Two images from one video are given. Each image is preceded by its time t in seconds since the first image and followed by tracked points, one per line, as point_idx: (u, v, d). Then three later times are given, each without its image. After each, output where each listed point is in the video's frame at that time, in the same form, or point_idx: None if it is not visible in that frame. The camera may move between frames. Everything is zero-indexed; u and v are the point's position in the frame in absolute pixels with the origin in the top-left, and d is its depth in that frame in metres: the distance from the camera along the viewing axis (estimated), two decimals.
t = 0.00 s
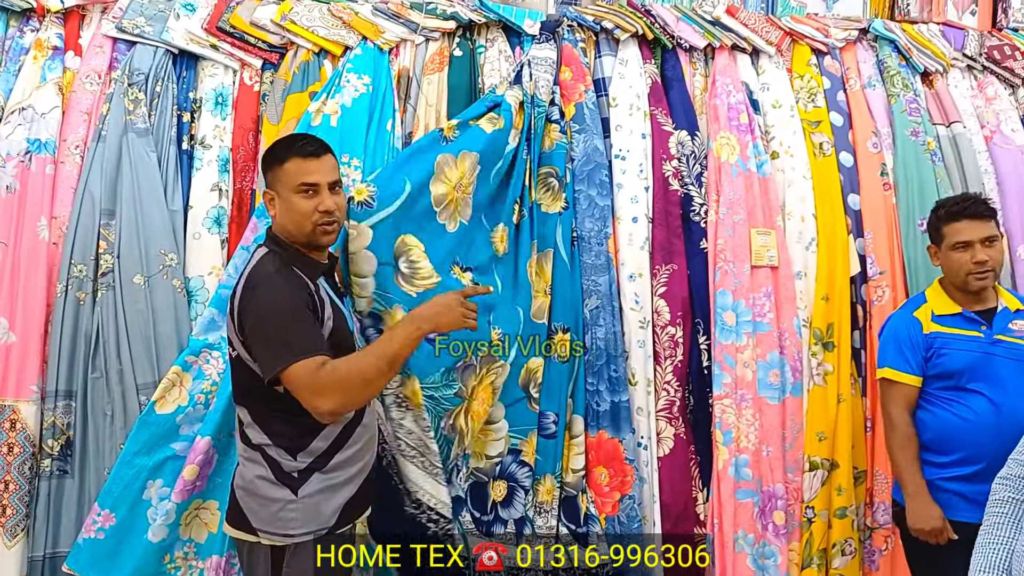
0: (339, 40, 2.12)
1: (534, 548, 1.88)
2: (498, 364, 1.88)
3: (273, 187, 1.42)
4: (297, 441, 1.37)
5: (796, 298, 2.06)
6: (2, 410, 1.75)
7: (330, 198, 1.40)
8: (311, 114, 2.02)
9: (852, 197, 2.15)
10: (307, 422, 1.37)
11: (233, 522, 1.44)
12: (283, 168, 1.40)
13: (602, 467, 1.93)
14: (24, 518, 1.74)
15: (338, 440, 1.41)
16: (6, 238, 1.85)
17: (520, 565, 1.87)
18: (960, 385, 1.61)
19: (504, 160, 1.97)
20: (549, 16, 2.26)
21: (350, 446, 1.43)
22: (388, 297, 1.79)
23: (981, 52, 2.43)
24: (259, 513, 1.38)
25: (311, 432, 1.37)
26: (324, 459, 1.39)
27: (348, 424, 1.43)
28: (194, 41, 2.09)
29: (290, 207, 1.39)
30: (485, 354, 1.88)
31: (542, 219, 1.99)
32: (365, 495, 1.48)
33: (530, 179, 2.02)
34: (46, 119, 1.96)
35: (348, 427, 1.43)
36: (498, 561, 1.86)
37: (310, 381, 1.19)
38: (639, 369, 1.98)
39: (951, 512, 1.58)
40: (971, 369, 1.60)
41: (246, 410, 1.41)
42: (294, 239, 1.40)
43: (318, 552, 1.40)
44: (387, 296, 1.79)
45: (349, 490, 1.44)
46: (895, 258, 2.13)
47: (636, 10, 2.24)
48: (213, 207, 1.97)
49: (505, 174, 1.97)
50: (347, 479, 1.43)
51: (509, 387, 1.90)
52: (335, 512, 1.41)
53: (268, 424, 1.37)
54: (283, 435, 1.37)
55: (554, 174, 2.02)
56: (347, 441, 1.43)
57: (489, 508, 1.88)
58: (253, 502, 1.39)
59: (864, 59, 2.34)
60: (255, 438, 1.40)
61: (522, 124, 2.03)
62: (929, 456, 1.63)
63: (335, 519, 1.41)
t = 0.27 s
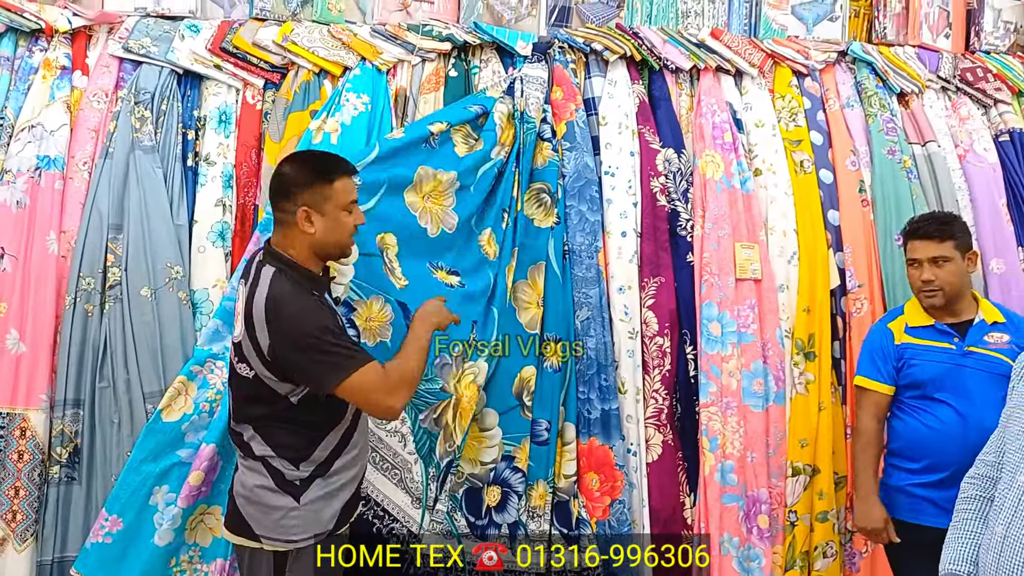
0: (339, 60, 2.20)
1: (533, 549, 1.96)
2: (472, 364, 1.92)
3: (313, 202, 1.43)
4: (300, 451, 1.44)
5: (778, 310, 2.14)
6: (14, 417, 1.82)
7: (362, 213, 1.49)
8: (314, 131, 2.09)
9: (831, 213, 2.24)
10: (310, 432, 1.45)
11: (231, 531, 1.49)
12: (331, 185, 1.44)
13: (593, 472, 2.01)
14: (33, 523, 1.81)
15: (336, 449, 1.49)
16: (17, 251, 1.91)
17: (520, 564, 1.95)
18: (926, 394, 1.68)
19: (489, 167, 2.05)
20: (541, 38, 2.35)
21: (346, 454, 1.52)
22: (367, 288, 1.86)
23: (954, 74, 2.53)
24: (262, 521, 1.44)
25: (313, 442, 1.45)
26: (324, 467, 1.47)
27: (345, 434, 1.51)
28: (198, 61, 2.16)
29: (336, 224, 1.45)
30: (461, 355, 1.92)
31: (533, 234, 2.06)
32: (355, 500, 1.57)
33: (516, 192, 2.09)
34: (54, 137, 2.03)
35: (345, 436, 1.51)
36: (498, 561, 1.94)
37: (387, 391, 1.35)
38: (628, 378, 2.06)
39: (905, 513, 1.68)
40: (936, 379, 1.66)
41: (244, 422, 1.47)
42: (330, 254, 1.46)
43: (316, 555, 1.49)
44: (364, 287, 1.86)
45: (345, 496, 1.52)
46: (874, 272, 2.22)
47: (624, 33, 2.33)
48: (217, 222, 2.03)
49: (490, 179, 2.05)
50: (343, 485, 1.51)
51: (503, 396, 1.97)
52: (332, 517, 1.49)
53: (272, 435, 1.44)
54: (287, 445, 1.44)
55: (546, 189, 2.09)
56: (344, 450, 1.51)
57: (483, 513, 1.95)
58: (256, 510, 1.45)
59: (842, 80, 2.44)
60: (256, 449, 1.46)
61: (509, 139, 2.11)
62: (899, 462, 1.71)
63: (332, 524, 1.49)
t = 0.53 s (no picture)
0: (342, 78, 2.28)
1: (533, 549, 2.04)
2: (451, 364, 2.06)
3: (344, 229, 1.51)
4: (315, 456, 1.53)
5: (765, 318, 2.23)
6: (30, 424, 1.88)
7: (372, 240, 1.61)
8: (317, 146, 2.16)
9: (816, 225, 2.32)
10: (324, 439, 1.53)
11: (242, 535, 1.54)
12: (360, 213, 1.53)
13: (589, 476, 2.08)
14: (49, 526, 1.87)
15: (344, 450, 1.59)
16: (33, 263, 1.98)
17: (520, 564, 2.03)
18: (907, 398, 1.78)
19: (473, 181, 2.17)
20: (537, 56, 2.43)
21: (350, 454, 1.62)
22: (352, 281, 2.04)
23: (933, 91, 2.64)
24: (278, 524, 1.52)
25: (327, 447, 1.54)
26: (335, 469, 1.56)
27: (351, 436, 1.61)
28: (206, 79, 2.24)
29: (357, 250, 1.55)
30: (437, 354, 2.07)
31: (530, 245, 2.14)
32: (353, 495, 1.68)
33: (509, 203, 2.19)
34: (68, 152, 2.09)
35: (351, 438, 1.61)
36: (498, 561, 2.04)
37: (422, 381, 1.45)
38: (622, 385, 2.14)
39: (884, 513, 1.77)
40: (915, 383, 1.75)
41: (259, 434, 1.53)
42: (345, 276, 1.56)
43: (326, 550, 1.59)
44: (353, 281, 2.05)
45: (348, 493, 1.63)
46: (857, 282, 2.31)
47: (617, 52, 2.43)
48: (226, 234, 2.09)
49: (470, 195, 2.16)
50: (348, 483, 1.61)
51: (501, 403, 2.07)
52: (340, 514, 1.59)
53: (287, 442, 1.51)
54: (303, 452, 1.52)
55: (542, 203, 2.18)
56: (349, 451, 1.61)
57: (484, 515, 2.04)
58: (272, 515, 1.52)
59: (826, 98, 2.54)
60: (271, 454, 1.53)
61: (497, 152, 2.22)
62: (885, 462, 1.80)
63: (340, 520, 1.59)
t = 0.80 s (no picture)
0: (350, 97, 2.34)
1: (533, 549, 2.10)
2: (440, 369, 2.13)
3: (312, 241, 1.59)
4: (317, 461, 1.60)
5: (761, 330, 2.30)
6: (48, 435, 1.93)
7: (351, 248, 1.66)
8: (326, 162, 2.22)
9: (809, 240, 2.40)
10: (324, 443, 1.61)
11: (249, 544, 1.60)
12: (326, 225, 1.60)
13: (591, 483, 2.14)
14: (67, 534, 1.93)
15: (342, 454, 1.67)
16: (51, 277, 2.03)
17: (520, 564, 2.09)
18: (919, 406, 1.85)
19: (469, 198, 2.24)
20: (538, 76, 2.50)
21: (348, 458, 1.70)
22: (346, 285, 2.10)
23: (920, 111, 2.73)
24: (287, 530, 1.58)
25: (327, 451, 1.62)
26: (336, 472, 1.64)
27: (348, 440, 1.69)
28: (218, 98, 2.29)
29: (329, 259, 1.61)
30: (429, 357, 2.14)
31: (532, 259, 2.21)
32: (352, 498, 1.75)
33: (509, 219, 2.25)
34: (84, 169, 2.14)
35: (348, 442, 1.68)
36: (498, 561, 2.09)
37: (410, 379, 1.55)
38: (623, 395, 2.20)
39: (895, 519, 1.86)
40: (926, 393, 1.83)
41: (262, 445, 1.59)
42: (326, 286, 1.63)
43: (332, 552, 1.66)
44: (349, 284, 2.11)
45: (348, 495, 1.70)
46: (849, 295, 2.39)
47: (616, 73, 2.50)
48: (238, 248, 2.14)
49: (462, 211, 2.23)
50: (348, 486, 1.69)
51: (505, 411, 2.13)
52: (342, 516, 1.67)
53: (290, 450, 1.58)
54: (306, 458, 1.59)
55: (545, 219, 2.24)
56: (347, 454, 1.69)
57: (490, 522, 2.09)
58: (281, 522, 1.58)
59: (817, 117, 2.62)
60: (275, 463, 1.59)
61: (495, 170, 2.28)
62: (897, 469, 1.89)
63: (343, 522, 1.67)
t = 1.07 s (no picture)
0: (356, 100, 2.39)
1: (533, 549, 2.15)
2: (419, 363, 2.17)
3: (237, 234, 1.72)
4: (276, 462, 1.68)
5: (758, 329, 2.37)
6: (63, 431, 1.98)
7: (287, 243, 1.73)
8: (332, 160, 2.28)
9: (803, 241, 2.48)
10: (282, 445, 1.69)
11: (206, 543, 1.66)
12: (250, 219, 1.70)
13: (594, 478, 2.20)
14: (81, 529, 1.98)
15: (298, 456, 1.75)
16: (65, 277, 2.07)
17: (519, 562, 2.14)
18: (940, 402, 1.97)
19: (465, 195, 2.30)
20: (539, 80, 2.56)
21: (304, 460, 1.77)
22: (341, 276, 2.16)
23: (909, 115, 2.81)
24: (243, 531, 1.65)
25: (285, 453, 1.70)
26: (292, 474, 1.72)
27: (304, 443, 1.76)
28: (227, 101, 2.33)
29: (255, 253, 1.71)
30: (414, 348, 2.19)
31: (536, 259, 2.26)
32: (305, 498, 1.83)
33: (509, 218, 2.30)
34: (96, 170, 2.18)
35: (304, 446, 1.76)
36: (498, 561, 2.14)
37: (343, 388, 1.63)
38: (625, 392, 2.26)
39: (916, 512, 1.94)
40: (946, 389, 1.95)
41: (223, 444, 1.66)
42: (258, 279, 1.72)
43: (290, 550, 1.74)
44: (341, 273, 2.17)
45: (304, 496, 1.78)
46: (841, 294, 2.46)
47: (614, 77, 2.55)
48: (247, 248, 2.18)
49: (458, 209, 2.28)
50: (305, 487, 1.77)
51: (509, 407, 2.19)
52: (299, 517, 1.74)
53: (247, 451, 1.66)
54: (261, 459, 1.67)
55: (547, 220, 2.30)
56: (303, 456, 1.77)
57: (495, 516, 2.15)
58: (235, 522, 1.65)
59: (810, 121, 2.70)
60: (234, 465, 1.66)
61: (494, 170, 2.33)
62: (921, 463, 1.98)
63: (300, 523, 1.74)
